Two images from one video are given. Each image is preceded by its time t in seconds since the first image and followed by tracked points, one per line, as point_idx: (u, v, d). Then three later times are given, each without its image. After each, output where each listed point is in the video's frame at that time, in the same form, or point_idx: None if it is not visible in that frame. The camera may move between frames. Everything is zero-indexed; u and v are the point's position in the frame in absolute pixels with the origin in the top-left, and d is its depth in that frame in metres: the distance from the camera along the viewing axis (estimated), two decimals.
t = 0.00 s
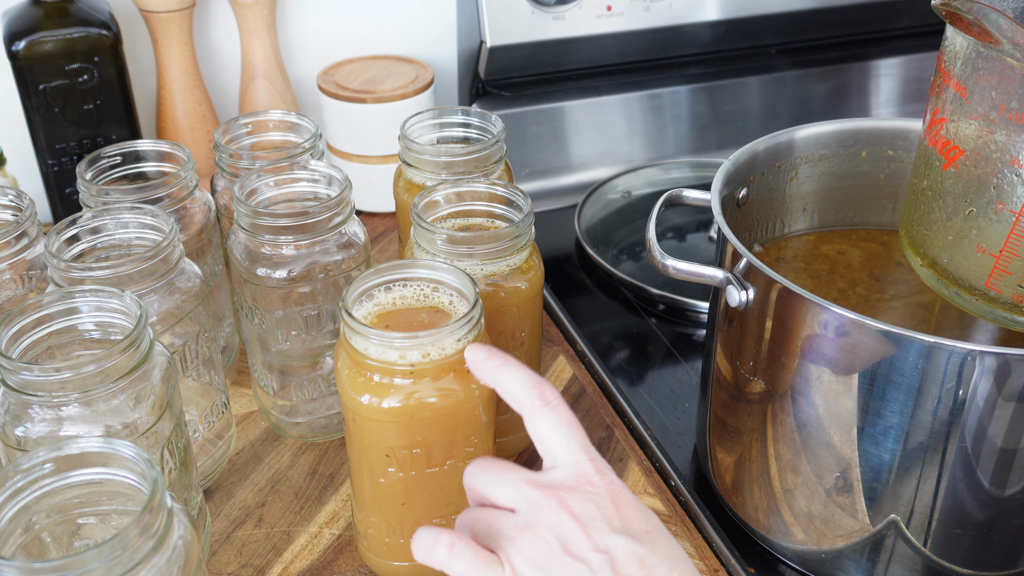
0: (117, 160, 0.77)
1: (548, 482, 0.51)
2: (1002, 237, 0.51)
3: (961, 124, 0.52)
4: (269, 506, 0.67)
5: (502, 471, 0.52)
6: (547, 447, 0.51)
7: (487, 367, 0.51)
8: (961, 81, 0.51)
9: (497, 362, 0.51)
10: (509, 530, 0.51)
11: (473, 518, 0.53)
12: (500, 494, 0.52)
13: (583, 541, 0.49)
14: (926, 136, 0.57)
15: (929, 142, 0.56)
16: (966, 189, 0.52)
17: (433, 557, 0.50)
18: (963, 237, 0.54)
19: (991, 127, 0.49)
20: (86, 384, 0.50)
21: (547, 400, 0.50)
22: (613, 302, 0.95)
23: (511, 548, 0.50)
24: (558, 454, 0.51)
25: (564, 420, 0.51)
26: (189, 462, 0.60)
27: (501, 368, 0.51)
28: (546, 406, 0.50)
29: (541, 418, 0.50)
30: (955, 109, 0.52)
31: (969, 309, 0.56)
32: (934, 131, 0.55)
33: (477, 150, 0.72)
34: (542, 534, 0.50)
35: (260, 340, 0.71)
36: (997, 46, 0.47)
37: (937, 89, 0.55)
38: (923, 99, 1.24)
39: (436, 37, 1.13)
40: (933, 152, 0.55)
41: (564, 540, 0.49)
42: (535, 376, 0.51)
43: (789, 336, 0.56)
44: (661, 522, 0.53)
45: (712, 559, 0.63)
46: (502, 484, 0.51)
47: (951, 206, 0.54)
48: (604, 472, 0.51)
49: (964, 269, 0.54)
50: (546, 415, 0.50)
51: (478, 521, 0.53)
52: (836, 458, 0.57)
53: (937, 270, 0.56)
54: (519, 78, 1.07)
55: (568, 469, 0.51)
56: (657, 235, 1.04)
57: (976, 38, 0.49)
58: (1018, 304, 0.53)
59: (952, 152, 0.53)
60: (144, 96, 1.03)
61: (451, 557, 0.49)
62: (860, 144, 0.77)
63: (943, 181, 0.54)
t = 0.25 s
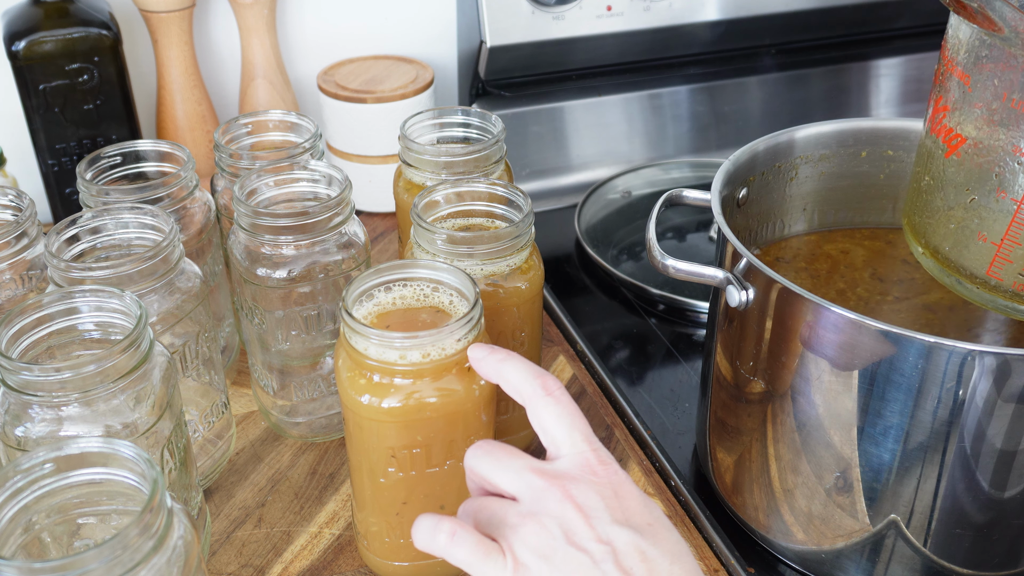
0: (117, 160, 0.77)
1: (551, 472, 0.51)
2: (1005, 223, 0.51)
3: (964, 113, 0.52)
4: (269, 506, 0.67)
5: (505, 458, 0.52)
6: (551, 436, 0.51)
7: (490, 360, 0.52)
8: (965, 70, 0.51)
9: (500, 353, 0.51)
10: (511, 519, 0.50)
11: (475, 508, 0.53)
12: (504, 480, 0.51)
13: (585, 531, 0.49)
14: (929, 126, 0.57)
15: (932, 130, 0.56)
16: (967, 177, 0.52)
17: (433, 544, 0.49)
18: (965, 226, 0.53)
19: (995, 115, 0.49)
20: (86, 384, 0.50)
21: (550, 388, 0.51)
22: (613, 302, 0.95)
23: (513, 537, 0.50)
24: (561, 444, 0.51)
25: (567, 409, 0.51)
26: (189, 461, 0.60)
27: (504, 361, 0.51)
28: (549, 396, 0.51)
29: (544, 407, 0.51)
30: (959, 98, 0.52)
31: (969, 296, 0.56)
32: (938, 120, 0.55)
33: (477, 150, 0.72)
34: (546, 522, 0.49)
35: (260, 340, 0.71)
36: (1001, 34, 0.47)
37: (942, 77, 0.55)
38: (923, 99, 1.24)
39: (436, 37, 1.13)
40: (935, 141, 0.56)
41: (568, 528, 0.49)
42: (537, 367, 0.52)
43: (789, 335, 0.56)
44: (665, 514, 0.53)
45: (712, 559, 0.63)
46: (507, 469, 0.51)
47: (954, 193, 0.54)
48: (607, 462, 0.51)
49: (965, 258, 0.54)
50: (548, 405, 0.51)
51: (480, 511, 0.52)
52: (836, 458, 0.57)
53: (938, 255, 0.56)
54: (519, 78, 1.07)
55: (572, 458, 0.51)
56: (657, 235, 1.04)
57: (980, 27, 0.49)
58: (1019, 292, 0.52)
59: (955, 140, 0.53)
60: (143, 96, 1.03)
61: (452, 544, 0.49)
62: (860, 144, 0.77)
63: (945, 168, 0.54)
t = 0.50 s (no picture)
0: (117, 160, 0.77)
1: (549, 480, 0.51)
2: (1002, 223, 0.51)
3: (962, 110, 0.52)
4: (269, 506, 0.67)
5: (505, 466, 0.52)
6: (549, 444, 0.51)
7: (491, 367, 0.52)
8: (963, 68, 0.51)
9: (501, 360, 0.52)
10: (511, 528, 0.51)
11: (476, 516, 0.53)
12: (501, 487, 0.52)
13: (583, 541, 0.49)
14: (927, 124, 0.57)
15: (930, 129, 0.56)
16: (966, 176, 0.52)
17: (432, 558, 0.50)
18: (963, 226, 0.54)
19: (992, 114, 0.49)
20: (87, 384, 0.50)
21: (548, 395, 0.50)
22: (612, 302, 0.95)
23: (512, 548, 0.50)
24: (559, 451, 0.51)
25: (566, 415, 0.50)
26: (189, 461, 0.60)
27: (503, 365, 0.52)
28: (547, 402, 0.50)
29: (542, 415, 0.50)
30: (956, 97, 0.52)
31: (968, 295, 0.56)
32: (935, 118, 0.55)
33: (477, 150, 0.72)
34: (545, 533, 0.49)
35: (260, 340, 0.71)
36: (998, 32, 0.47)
37: (940, 76, 0.55)
38: (923, 99, 1.24)
39: (436, 37, 1.13)
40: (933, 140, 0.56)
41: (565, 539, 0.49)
42: (536, 372, 0.51)
43: (789, 335, 0.56)
44: (666, 520, 0.51)
45: (712, 558, 0.63)
46: (504, 476, 0.52)
47: (952, 193, 0.54)
48: (607, 469, 0.50)
49: (964, 258, 0.54)
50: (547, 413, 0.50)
51: (482, 520, 0.53)
52: (835, 458, 0.57)
53: (937, 257, 0.56)
54: (519, 78, 1.07)
55: (570, 466, 0.50)
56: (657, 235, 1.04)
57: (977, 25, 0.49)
58: (1019, 292, 0.52)
59: (953, 139, 0.53)
60: (143, 96, 1.03)
61: (450, 559, 0.50)
62: (859, 144, 0.77)
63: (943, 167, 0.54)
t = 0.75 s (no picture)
0: (117, 160, 0.77)
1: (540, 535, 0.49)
2: (986, 227, 0.52)
3: (946, 113, 0.52)
4: (269, 506, 0.67)
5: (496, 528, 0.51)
6: (536, 497, 0.49)
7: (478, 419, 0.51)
8: (949, 70, 0.51)
9: (488, 411, 0.51)
10: None
11: None
12: (493, 552, 0.50)
13: None
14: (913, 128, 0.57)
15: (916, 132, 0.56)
16: (950, 179, 0.53)
17: None
18: (949, 229, 0.54)
19: (976, 117, 0.49)
20: (87, 384, 0.50)
21: (531, 446, 0.49)
22: (612, 302, 0.95)
23: None
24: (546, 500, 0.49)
25: (551, 465, 0.49)
26: (188, 461, 0.60)
27: (491, 415, 0.50)
28: (532, 454, 0.49)
29: (527, 466, 0.49)
30: (941, 99, 0.52)
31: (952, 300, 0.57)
32: (921, 122, 0.55)
33: (477, 150, 0.72)
34: None
35: (260, 340, 0.71)
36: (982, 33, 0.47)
37: (926, 80, 0.55)
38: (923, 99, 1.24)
39: (436, 37, 1.13)
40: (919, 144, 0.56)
41: None
42: (522, 424, 0.50)
43: (789, 336, 0.56)
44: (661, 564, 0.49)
45: (713, 558, 0.63)
46: (495, 541, 0.50)
47: (937, 197, 0.54)
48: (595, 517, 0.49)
49: (951, 263, 0.54)
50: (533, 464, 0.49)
51: None
52: (835, 458, 0.57)
53: (921, 260, 0.57)
54: (519, 78, 1.07)
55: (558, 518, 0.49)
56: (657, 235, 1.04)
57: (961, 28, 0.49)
58: (1003, 296, 0.53)
59: (938, 142, 0.53)
60: (143, 96, 1.03)
61: None
62: (859, 144, 0.77)
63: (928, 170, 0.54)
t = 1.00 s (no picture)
0: (117, 160, 0.77)
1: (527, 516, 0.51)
2: (975, 225, 0.51)
3: (937, 110, 0.52)
4: (269, 506, 0.67)
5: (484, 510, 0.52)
6: (523, 477, 0.51)
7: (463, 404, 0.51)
8: (939, 67, 0.52)
9: (474, 395, 0.51)
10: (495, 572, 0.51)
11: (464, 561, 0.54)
12: (482, 533, 0.52)
13: None
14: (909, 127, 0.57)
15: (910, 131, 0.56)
16: (941, 176, 0.52)
17: None
18: (940, 226, 0.53)
19: (966, 115, 0.50)
20: (87, 384, 0.50)
21: (518, 428, 0.50)
22: (612, 302, 0.95)
23: None
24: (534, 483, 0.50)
25: (538, 447, 0.50)
26: (189, 462, 0.60)
27: (479, 400, 0.51)
28: (519, 435, 0.50)
29: (514, 448, 0.50)
30: (934, 98, 0.52)
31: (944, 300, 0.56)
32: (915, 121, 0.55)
33: (477, 150, 0.72)
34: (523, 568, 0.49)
35: (260, 340, 0.71)
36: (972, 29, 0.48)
37: (919, 80, 0.55)
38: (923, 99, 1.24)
39: (436, 37, 1.13)
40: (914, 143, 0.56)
41: None
42: (509, 406, 0.51)
43: (789, 336, 0.56)
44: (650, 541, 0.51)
45: (712, 559, 0.63)
46: (484, 523, 0.52)
47: (930, 194, 0.54)
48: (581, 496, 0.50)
49: (941, 261, 0.54)
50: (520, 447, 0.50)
51: (467, 566, 0.54)
52: (836, 458, 0.57)
53: (914, 259, 0.56)
54: (519, 78, 1.07)
55: (545, 499, 0.50)
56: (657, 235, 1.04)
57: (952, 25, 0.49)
58: (992, 296, 0.52)
59: (930, 140, 0.53)
60: (143, 96, 1.03)
61: None
62: (859, 144, 0.77)
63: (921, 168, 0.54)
